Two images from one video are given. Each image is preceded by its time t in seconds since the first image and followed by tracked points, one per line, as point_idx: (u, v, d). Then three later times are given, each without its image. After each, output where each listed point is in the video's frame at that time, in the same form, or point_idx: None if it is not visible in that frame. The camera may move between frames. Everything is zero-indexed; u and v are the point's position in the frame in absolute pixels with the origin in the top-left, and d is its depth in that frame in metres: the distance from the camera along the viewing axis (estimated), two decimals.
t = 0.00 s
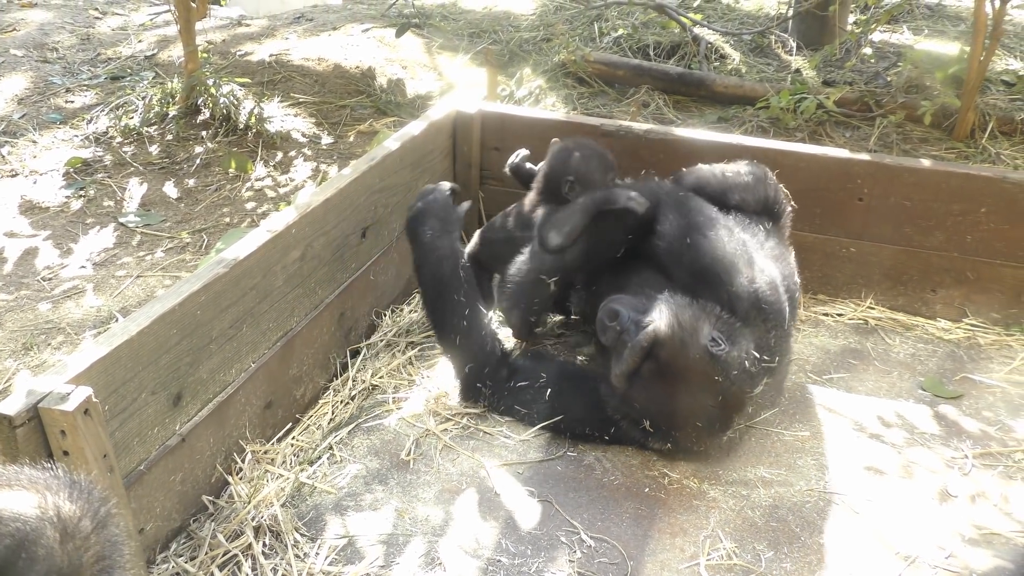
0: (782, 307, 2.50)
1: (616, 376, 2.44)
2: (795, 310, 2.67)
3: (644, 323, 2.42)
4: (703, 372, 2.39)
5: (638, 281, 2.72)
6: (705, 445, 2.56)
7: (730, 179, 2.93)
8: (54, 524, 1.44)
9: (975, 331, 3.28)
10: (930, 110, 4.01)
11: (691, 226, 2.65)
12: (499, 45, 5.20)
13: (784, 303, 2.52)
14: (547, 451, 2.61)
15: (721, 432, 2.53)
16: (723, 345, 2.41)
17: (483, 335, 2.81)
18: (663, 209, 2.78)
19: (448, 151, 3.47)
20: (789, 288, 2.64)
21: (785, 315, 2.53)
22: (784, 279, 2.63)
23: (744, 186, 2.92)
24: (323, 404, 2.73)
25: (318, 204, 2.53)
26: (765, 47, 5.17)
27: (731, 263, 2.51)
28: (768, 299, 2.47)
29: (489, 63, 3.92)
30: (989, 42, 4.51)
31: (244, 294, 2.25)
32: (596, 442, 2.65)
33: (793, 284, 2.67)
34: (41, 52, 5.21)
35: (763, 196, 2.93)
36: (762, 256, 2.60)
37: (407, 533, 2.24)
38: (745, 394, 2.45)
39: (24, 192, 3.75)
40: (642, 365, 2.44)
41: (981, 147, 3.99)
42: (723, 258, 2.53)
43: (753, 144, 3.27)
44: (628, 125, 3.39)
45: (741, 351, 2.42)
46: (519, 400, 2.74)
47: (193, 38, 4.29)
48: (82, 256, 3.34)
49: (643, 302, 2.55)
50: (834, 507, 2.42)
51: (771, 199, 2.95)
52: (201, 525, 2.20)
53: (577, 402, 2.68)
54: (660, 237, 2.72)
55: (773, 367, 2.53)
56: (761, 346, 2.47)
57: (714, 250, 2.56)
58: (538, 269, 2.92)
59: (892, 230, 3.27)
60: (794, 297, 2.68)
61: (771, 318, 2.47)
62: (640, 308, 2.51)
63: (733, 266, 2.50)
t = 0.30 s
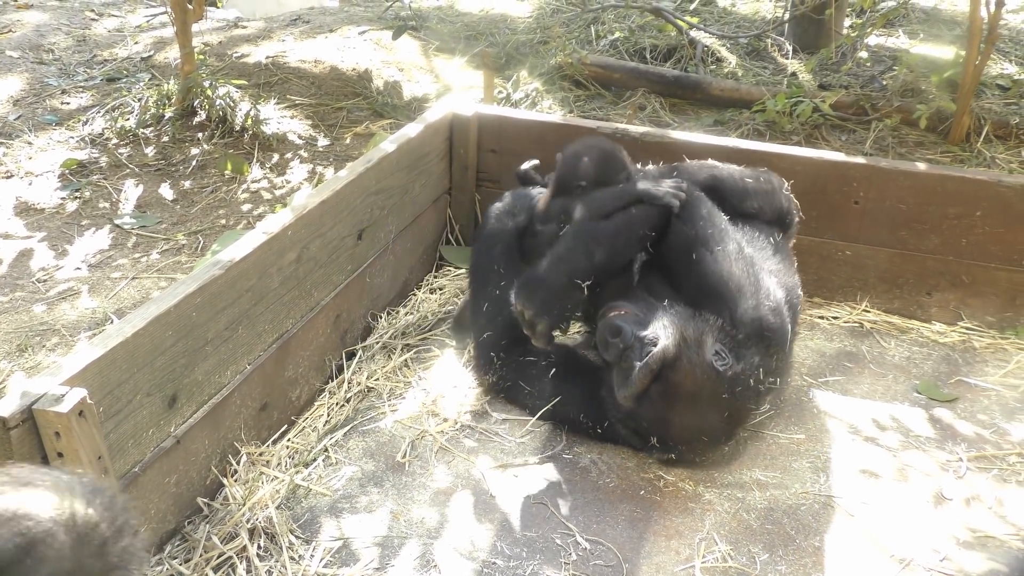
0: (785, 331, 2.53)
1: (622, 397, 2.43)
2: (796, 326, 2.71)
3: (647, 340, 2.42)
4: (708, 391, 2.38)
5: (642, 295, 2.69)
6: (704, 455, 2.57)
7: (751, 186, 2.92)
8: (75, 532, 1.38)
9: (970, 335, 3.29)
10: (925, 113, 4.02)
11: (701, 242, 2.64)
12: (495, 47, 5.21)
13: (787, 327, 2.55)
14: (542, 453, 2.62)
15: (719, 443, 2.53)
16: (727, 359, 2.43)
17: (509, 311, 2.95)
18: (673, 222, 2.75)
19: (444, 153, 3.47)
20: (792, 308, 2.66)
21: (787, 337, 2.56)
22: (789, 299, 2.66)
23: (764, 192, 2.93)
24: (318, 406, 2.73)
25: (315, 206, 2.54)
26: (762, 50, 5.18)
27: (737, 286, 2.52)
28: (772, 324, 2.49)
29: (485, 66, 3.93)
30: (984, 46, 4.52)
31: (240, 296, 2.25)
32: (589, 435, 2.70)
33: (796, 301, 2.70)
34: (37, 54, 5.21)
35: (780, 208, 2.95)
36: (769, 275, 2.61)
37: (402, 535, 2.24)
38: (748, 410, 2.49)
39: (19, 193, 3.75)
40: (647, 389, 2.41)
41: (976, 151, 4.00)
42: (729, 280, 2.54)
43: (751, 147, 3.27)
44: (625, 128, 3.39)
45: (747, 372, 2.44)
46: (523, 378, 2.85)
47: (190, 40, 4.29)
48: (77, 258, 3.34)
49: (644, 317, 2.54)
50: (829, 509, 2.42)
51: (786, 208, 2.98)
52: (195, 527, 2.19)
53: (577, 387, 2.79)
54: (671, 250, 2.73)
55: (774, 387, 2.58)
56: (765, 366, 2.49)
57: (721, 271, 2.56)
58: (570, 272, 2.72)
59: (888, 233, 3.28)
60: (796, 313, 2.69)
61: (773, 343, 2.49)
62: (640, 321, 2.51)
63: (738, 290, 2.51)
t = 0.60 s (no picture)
0: (781, 343, 2.53)
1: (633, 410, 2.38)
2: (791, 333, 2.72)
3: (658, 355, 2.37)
4: (717, 404, 2.37)
5: (641, 308, 2.63)
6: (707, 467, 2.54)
7: (740, 185, 2.99)
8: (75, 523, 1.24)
9: (964, 336, 3.30)
10: (919, 115, 4.03)
11: (682, 265, 2.63)
12: (490, 49, 5.22)
13: (783, 339, 2.55)
14: (538, 454, 2.62)
15: (725, 453, 2.50)
16: (733, 371, 2.42)
17: (504, 309, 2.89)
18: (652, 240, 2.69)
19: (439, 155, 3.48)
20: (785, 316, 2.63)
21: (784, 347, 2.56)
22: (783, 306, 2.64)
23: (751, 190, 2.99)
24: (313, 408, 2.73)
25: (309, 208, 2.53)
26: (757, 52, 5.19)
27: (729, 304, 2.51)
28: (769, 342, 2.48)
29: (481, 68, 3.93)
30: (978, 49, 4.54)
31: (235, 298, 2.25)
32: (589, 437, 2.69)
33: (791, 308, 2.70)
34: (31, 55, 5.19)
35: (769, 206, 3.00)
36: (760, 287, 2.60)
37: (397, 537, 2.23)
38: (753, 419, 2.49)
39: (13, 194, 3.74)
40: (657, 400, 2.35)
41: (969, 153, 4.02)
42: (719, 299, 2.52)
43: (745, 149, 3.28)
44: (620, 129, 3.40)
45: (751, 384, 2.44)
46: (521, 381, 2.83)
47: (184, 41, 4.29)
48: (71, 259, 3.33)
49: (649, 326, 2.51)
50: (824, 511, 2.42)
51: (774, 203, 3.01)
52: (190, 530, 2.18)
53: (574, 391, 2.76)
54: (651, 270, 2.65)
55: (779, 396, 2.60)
56: (765, 376, 2.49)
57: (710, 290, 2.55)
58: (573, 319, 2.44)
59: (881, 234, 3.29)
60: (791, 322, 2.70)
61: (770, 359, 2.49)
62: (644, 329, 2.48)
63: (729, 309, 2.50)
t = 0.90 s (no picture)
0: (752, 334, 2.44)
1: (629, 441, 2.32)
2: (765, 317, 2.64)
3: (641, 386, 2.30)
4: (711, 414, 2.40)
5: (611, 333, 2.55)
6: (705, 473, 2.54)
7: (682, 180, 2.92)
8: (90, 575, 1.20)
9: (956, 340, 3.32)
10: (910, 120, 4.05)
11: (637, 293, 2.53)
12: (483, 54, 5.23)
13: (756, 327, 2.47)
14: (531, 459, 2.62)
15: (726, 453, 2.54)
16: (715, 376, 2.40)
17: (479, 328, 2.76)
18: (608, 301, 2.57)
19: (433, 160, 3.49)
20: (754, 301, 2.55)
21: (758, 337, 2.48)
22: (749, 291, 2.54)
23: (694, 186, 2.91)
24: (306, 413, 2.72)
25: (302, 213, 2.53)
26: (748, 58, 5.22)
27: (685, 318, 2.40)
28: (739, 337, 2.41)
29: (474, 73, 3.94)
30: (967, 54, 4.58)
31: (227, 303, 2.24)
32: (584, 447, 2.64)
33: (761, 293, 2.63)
34: (22, 60, 5.18)
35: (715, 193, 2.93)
36: (714, 281, 2.51)
37: (390, 542, 2.23)
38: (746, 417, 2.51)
39: (4, 200, 3.72)
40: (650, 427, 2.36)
41: (960, 158, 4.04)
42: (674, 318, 2.41)
43: (737, 154, 3.30)
44: (612, 135, 3.41)
45: (734, 382, 2.42)
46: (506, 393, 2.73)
47: (176, 46, 4.28)
48: (62, 265, 3.32)
49: (622, 351, 2.42)
50: (816, 515, 2.43)
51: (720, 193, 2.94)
52: (181, 535, 2.17)
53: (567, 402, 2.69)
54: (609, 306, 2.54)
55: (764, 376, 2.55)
56: (743, 369, 2.44)
57: (662, 312, 2.44)
58: (553, 457, 2.32)
59: (873, 239, 3.31)
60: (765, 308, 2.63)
61: (744, 352, 2.42)
62: (621, 356, 2.41)
63: (687, 322, 2.40)
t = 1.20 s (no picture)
0: (718, 321, 2.45)
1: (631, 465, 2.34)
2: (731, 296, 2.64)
3: (623, 414, 2.33)
4: (697, 418, 2.33)
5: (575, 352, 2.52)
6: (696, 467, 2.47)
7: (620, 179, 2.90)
8: None
9: (950, 340, 3.33)
10: (904, 121, 4.07)
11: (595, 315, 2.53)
12: (478, 56, 5.23)
13: (720, 313, 2.48)
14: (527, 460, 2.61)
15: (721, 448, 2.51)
16: (690, 375, 2.36)
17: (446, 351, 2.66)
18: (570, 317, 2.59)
19: (429, 161, 3.49)
20: (714, 286, 2.55)
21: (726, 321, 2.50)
22: (706, 277, 2.55)
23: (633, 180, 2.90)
24: (302, 415, 2.72)
25: (297, 215, 2.53)
26: (742, 59, 5.24)
27: (647, 324, 2.41)
28: (704, 328, 2.42)
29: (469, 75, 3.94)
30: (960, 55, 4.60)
31: (221, 305, 2.24)
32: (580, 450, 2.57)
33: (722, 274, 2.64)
34: (16, 62, 5.17)
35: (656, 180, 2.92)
36: (668, 279, 2.53)
37: (387, 544, 2.23)
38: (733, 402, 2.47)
39: None
40: (645, 452, 2.35)
41: (955, 159, 4.05)
42: (634, 328, 2.43)
43: (732, 155, 3.30)
44: (607, 136, 3.41)
45: (711, 371, 2.39)
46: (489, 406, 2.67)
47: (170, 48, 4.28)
48: (56, 268, 3.31)
49: (597, 381, 2.43)
50: (812, 515, 2.43)
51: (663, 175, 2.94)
52: (177, 538, 2.17)
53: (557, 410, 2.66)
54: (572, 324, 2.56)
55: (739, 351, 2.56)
56: (717, 355, 2.44)
57: (623, 324, 2.45)
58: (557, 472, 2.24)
59: (868, 239, 3.31)
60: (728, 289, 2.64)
61: (712, 339, 2.44)
62: (597, 390, 2.41)
63: (649, 333, 2.41)
